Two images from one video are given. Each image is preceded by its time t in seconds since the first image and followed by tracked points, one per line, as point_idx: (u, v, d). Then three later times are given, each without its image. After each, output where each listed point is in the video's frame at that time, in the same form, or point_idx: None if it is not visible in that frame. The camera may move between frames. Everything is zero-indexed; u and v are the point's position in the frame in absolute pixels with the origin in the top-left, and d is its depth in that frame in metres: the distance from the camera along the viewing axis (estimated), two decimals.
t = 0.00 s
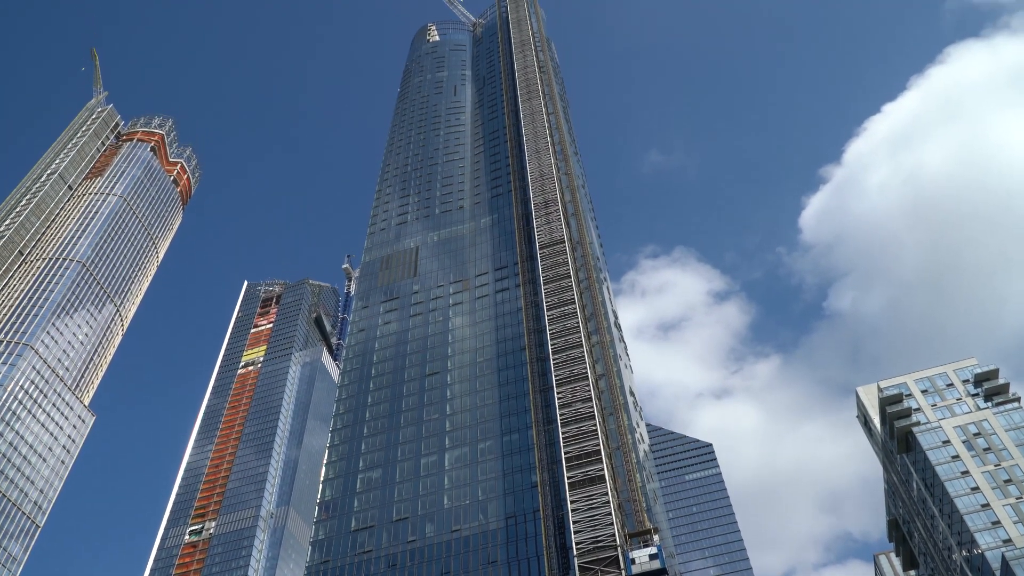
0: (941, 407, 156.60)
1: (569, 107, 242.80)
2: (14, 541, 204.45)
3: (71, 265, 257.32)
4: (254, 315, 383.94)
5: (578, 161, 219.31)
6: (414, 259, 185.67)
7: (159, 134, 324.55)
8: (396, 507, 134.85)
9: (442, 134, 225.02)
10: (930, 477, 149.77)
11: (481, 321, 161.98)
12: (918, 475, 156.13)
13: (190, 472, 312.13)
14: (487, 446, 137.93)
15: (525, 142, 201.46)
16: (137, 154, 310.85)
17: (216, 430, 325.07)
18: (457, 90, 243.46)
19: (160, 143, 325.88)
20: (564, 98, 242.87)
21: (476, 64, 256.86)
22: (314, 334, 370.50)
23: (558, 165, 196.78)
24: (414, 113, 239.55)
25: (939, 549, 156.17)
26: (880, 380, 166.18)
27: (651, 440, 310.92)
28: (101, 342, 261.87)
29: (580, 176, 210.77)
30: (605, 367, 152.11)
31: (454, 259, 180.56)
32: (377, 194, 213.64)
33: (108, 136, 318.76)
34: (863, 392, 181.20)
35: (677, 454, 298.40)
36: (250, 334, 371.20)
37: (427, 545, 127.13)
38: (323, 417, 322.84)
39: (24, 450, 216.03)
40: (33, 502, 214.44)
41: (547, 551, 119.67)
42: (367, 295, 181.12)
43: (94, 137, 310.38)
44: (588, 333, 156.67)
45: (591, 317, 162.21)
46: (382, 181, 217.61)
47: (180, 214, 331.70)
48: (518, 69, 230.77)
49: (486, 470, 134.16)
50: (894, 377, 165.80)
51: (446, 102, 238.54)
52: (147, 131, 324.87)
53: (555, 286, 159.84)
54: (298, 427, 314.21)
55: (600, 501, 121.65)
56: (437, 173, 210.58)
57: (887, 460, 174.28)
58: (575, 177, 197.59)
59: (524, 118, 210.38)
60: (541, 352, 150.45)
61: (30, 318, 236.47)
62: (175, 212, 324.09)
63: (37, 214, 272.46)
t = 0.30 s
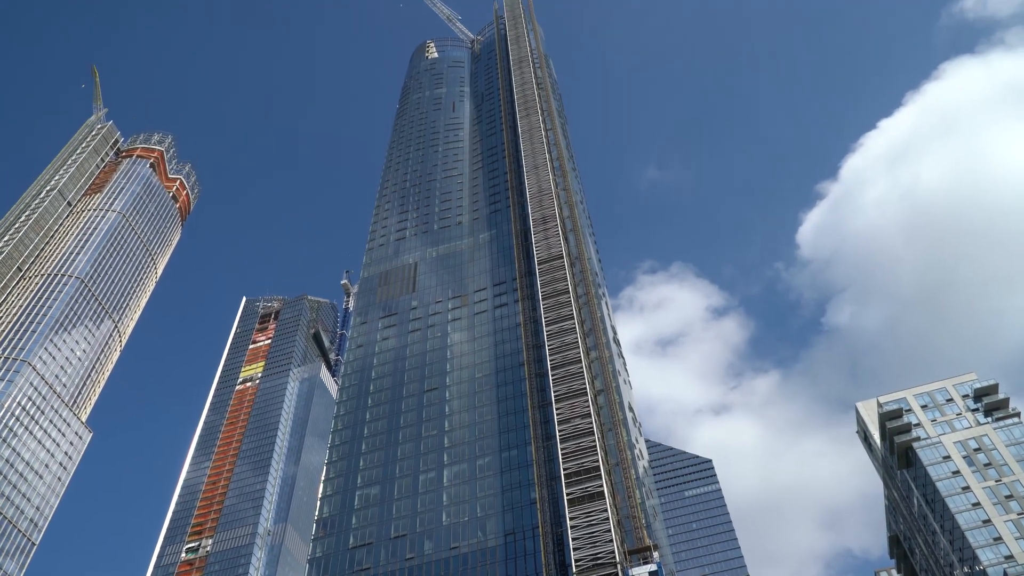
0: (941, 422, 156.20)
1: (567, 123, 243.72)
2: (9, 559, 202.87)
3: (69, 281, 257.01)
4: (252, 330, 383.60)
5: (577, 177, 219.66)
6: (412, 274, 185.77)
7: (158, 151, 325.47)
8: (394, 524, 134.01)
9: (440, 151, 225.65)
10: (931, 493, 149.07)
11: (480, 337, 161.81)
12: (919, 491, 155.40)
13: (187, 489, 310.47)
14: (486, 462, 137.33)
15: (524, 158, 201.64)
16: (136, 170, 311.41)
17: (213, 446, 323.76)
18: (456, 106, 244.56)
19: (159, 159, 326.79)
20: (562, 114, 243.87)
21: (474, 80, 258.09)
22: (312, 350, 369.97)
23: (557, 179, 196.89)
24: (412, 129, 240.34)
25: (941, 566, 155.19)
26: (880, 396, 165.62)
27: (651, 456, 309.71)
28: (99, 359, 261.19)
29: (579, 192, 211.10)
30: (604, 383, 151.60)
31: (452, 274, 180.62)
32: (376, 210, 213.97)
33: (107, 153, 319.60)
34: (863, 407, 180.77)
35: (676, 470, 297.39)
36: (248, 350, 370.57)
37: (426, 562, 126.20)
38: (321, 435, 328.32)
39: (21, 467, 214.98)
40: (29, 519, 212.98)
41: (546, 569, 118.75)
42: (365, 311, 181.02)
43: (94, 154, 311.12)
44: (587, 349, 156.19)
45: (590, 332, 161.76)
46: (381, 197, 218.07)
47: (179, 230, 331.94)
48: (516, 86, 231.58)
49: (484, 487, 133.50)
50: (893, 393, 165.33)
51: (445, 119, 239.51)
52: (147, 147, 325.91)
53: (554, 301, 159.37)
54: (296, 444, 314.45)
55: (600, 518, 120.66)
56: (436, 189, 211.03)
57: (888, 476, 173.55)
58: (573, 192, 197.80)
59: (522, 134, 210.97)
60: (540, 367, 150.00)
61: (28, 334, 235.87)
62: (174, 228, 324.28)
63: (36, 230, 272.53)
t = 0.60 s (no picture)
0: (941, 439, 155.70)
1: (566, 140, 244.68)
2: None
3: (68, 298, 256.76)
4: (251, 347, 383.09)
5: (576, 194, 220.17)
6: (412, 291, 185.74)
7: (158, 168, 326.32)
8: (392, 542, 133.10)
9: (440, 168, 226.25)
10: (932, 511, 148.21)
11: (479, 354, 161.55)
12: (920, 509, 154.54)
13: (185, 507, 308.81)
14: (485, 480, 136.64)
15: (523, 175, 201.84)
16: (136, 187, 311.90)
17: (211, 465, 322.35)
18: (455, 124, 245.64)
19: (159, 176, 327.59)
20: (560, 131, 244.87)
21: (474, 98, 259.33)
22: (311, 367, 369.36)
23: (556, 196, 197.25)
24: (411, 146, 241.05)
25: None
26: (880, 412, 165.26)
27: (650, 472, 308.44)
28: (97, 376, 260.49)
29: (578, 209, 211.40)
30: (604, 400, 151.01)
31: (451, 291, 180.67)
32: (375, 226, 214.26)
33: (107, 170, 320.33)
34: (863, 424, 180.42)
35: (676, 487, 296.12)
36: (247, 368, 369.79)
37: None
38: (320, 451, 322.57)
39: (17, 485, 213.81)
40: (25, 537, 211.48)
41: None
42: (364, 328, 180.84)
43: (94, 171, 311.78)
44: (586, 367, 155.61)
45: (588, 349, 161.31)
46: (380, 214, 218.43)
47: (178, 247, 332.06)
48: (515, 103, 232.43)
49: (483, 505, 132.75)
50: (893, 410, 164.95)
51: (444, 136, 240.45)
52: (147, 165, 326.73)
53: (553, 318, 159.10)
54: (294, 462, 311.52)
55: (600, 536, 119.77)
56: (435, 206, 211.47)
57: (889, 494, 172.59)
58: (572, 209, 198.05)
59: (520, 151, 211.61)
60: (539, 385, 149.54)
61: (26, 352, 235.26)
62: (173, 245, 324.38)
63: (35, 248, 272.60)
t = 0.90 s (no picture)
0: (943, 458, 155.15)
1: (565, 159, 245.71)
2: None
3: (67, 316, 256.45)
4: (250, 365, 382.37)
5: (575, 213, 220.88)
6: (411, 309, 185.67)
7: (158, 187, 327.25)
8: (391, 563, 132.07)
9: (439, 187, 226.84)
10: (934, 530, 147.17)
11: (478, 372, 161.19)
12: (922, 528, 153.56)
13: (182, 527, 306.94)
14: (484, 499, 135.88)
15: (522, 193, 202.29)
16: (136, 206, 312.51)
17: (209, 483, 320.83)
18: (454, 143, 246.69)
19: (160, 195, 328.42)
20: (560, 149, 245.93)
21: (473, 117, 260.59)
22: (310, 386, 368.68)
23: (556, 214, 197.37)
24: (411, 165, 241.90)
25: None
26: (880, 431, 164.84)
27: (649, 491, 307.03)
28: (95, 395, 259.80)
29: (577, 226, 211.76)
30: (603, 419, 150.43)
31: (451, 309, 180.71)
32: (375, 245, 214.43)
33: (108, 188, 321.10)
34: (863, 443, 179.75)
35: (677, 506, 294.80)
36: (245, 386, 368.85)
37: None
38: (319, 470, 320.01)
39: (14, 504, 212.34)
40: (21, 558, 209.63)
41: None
42: (364, 346, 180.49)
43: (94, 190, 312.54)
44: (586, 385, 155.04)
45: (588, 367, 160.78)
46: (380, 232, 218.63)
47: (178, 265, 332.28)
48: (515, 122, 233.48)
49: (482, 524, 131.93)
50: (894, 428, 164.61)
51: (443, 155, 241.27)
52: (147, 183, 327.40)
53: (553, 336, 158.82)
54: (292, 482, 309.69)
55: (600, 556, 118.85)
56: (435, 224, 212.01)
57: (890, 513, 171.56)
58: (572, 226, 198.40)
59: (519, 170, 212.30)
60: (539, 403, 149.03)
61: (25, 370, 234.55)
62: (173, 264, 324.65)
63: (35, 266, 272.64)
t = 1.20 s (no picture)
0: (945, 477, 154.45)
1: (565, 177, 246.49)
2: None
3: (67, 334, 256.25)
4: (250, 384, 381.67)
5: (575, 231, 221.27)
6: (412, 327, 185.58)
7: (160, 205, 328.28)
8: None
9: (440, 205, 227.33)
10: (937, 550, 146.00)
11: (478, 391, 160.81)
12: (925, 548, 152.31)
13: (181, 546, 305.16)
14: (485, 519, 135.09)
15: (522, 211, 202.66)
16: (138, 224, 313.21)
17: (208, 502, 319.33)
18: (455, 161, 247.63)
19: (161, 213, 329.36)
20: (560, 168, 246.78)
21: (474, 136, 261.76)
22: (310, 404, 367.83)
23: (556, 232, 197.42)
24: (412, 184, 242.67)
25: None
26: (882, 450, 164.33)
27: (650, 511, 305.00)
28: (94, 413, 259.14)
29: (577, 245, 212.00)
30: (604, 437, 149.80)
31: (452, 327, 180.73)
32: (376, 263, 214.59)
33: (109, 207, 322.00)
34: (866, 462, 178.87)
35: (678, 525, 293.16)
36: (245, 405, 367.79)
37: None
38: (319, 489, 318.55)
39: (12, 523, 211.20)
40: None
41: None
42: (364, 364, 180.24)
43: (95, 208, 313.45)
44: (586, 404, 154.48)
45: (588, 386, 160.20)
46: (381, 251, 218.87)
47: (179, 283, 332.56)
48: (515, 141, 234.45)
49: (482, 544, 131.10)
50: (896, 448, 164.17)
51: (444, 174, 241.99)
52: (148, 202, 328.37)
53: (553, 354, 158.48)
54: (291, 501, 308.11)
55: None
56: (435, 242, 212.50)
57: (893, 533, 170.26)
58: (572, 244, 198.58)
59: (520, 188, 212.94)
60: (539, 422, 148.53)
61: (25, 388, 234.06)
62: (173, 282, 324.93)
63: (36, 284, 272.90)
